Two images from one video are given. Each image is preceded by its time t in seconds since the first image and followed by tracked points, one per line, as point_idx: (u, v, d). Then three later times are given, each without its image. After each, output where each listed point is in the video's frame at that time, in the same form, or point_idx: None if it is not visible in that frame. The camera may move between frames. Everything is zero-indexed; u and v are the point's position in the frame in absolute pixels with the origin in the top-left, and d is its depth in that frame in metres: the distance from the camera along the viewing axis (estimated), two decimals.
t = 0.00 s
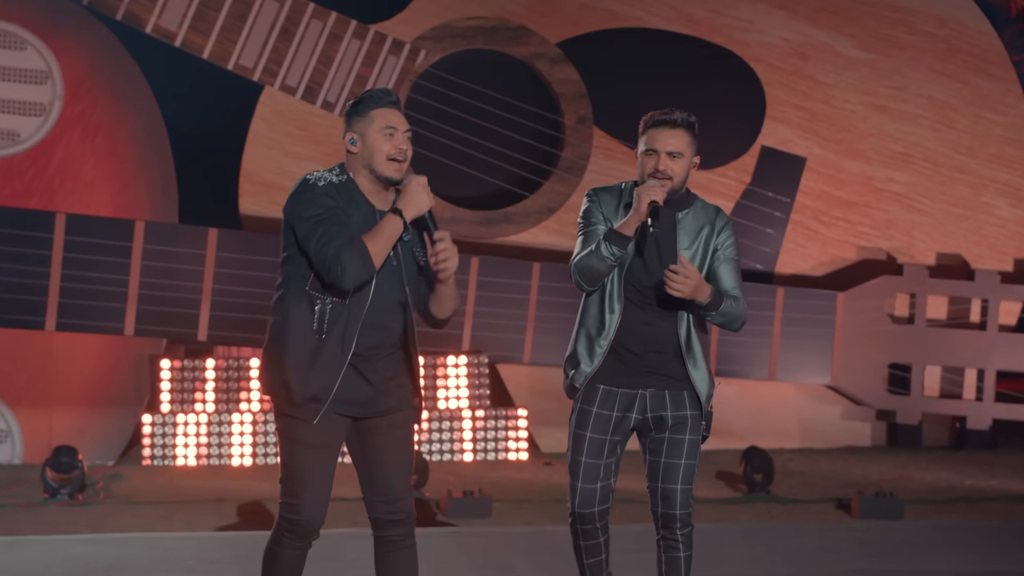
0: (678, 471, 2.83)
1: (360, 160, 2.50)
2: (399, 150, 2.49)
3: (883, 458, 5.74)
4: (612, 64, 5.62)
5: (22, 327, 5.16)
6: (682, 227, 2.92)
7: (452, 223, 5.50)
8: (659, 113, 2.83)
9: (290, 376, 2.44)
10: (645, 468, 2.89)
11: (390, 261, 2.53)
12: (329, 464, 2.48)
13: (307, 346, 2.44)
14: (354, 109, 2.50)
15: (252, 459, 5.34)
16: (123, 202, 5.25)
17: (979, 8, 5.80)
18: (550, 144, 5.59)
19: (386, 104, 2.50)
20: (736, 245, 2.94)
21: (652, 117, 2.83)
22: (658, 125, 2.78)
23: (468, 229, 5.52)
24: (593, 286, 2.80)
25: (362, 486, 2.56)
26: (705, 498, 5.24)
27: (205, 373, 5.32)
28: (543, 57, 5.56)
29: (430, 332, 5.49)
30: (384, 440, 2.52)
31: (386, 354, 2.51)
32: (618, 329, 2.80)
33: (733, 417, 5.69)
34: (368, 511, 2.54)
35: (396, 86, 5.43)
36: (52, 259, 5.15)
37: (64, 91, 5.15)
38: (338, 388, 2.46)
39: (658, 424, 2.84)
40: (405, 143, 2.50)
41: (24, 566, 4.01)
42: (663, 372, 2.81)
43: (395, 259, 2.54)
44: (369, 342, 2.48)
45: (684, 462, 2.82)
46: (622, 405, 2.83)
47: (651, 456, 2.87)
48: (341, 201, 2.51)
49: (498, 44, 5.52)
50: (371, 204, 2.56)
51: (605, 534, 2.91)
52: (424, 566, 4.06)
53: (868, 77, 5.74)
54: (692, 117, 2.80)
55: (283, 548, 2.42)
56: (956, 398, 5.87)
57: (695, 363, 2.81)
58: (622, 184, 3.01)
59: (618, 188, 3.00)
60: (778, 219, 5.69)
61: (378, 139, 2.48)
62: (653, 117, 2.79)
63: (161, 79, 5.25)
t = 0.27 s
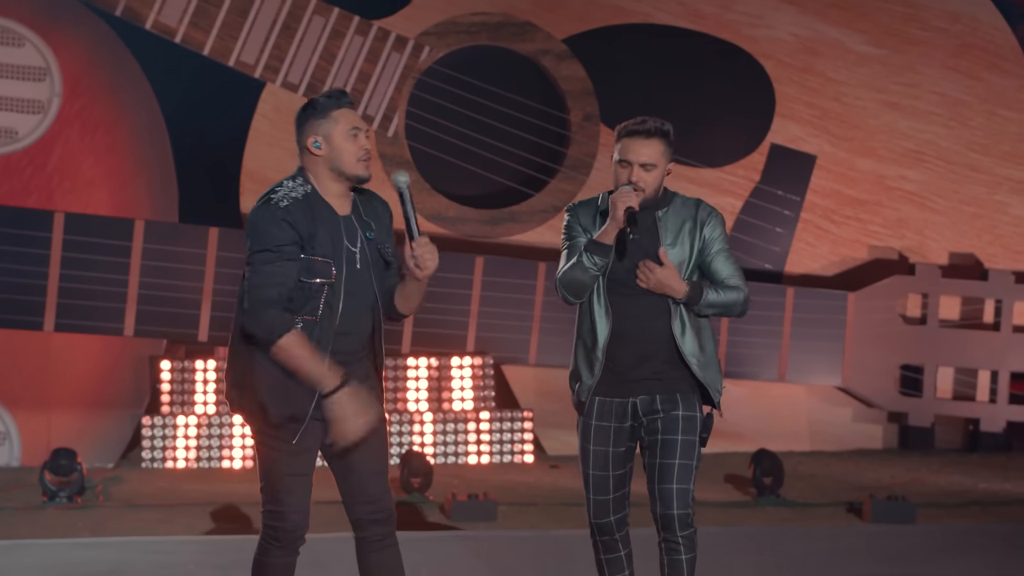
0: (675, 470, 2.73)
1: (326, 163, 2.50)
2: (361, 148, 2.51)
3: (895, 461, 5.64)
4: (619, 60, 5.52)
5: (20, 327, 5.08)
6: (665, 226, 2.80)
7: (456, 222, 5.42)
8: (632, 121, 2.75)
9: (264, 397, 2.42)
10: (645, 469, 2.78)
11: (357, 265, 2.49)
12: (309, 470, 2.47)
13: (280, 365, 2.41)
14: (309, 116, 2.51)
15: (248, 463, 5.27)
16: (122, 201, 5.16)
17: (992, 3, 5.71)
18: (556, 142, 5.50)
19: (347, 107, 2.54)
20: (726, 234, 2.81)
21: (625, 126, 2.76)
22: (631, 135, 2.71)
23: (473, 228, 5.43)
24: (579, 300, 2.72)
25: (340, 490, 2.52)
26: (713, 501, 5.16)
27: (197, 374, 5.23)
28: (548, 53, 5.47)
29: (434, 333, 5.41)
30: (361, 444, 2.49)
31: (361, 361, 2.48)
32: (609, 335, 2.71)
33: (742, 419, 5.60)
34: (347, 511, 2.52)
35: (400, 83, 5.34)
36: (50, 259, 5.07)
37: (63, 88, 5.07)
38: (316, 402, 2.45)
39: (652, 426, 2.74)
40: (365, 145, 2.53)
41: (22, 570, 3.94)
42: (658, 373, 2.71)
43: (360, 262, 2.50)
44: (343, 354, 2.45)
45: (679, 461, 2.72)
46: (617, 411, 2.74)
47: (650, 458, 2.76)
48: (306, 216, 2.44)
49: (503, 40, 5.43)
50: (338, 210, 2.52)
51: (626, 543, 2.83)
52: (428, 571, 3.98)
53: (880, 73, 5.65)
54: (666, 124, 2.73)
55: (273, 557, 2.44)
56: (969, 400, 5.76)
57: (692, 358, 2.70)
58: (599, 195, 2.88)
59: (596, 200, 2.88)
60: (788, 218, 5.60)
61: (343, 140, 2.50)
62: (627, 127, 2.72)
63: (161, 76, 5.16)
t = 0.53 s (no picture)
0: (697, 462, 2.72)
1: (296, 161, 2.52)
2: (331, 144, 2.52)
3: (913, 465, 5.55)
4: (632, 56, 5.43)
5: (24, 327, 5.00)
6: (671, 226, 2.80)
7: (466, 221, 5.33)
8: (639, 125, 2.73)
9: (242, 396, 2.45)
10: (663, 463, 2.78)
11: (335, 255, 2.51)
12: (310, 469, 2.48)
13: (258, 362, 2.44)
14: (279, 112, 2.52)
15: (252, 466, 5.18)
16: (127, 199, 5.07)
17: None
18: (567, 139, 5.41)
19: (313, 102, 2.54)
20: (729, 236, 2.79)
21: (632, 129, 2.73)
22: (638, 139, 2.68)
23: (484, 227, 5.35)
24: (584, 304, 2.73)
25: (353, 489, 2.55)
26: (728, 505, 5.08)
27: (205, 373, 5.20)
28: (560, 49, 5.37)
29: (445, 333, 5.31)
30: (365, 437, 2.51)
31: (346, 355, 2.49)
32: (614, 333, 2.72)
33: (757, 421, 5.51)
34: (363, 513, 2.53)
35: (410, 80, 5.26)
36: (54, 258, 4.99)
37: (67, 85, 4.99)
38: (300, 398, 2.45)
39: (669, 420, 2.75)
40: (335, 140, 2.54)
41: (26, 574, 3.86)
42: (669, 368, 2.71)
43: (338, 253, 2.51)
44: (324, 346, 2.46)
45: (701, 452, 2.72)
46: (630, 408, 2.75)
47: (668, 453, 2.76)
48: (270, 211, 2.48)
49: (514, 36, 5.34)
50: (312, 204, 2.55)
51: (638, 543, 2.82)
52: None
53: (898, 69, 5.54)
54: (673, 126, 2.70)
55: (275, 558, 2.42)
56: (989, 402, 5.64)
57: (694, 357, 2.70)
58: (606, 195, 2.89)
59: (602, 200, 2.89)
60: (805, 217, 5.52)
61: (311, 137, 2.51)
62: (633, 130, 2.69)
63: (166, 72, 5.06)
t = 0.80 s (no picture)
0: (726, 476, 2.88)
1: (309, 152, 2.59)
2: (342, 135, 2.58)
3: (939, 468, 5.47)
4: (652, 53, 5.36)
5: (36, 329, 4.93)
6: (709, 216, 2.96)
7: (484, 220, 5.26)
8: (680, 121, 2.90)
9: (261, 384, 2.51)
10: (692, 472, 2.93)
11: (346, 240, 2.56)
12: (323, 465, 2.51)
13: (274, 347, 2.50)
14: (297, 103, 2.60)
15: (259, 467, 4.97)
16: (141, 199, 5.00)
17: None
18: (587, 137, 5.33)
19: (329, 94, 2.61)
20: (758, 233, 2.95)
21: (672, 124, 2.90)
22: (679, 131, 2.85)
23: (502, 227, 5.27)
24: (613, 289, 2.88)
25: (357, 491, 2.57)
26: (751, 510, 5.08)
27: (204, 378, 4.98)
28: (579, 46, 5.30)
29: (463, 333, 5.24)
30: (373, 431, 2.54)
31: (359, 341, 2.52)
32: (643, 328, 2.85)
33: (779, 423, 5.42)
34: (365, 516, 2.56)
35: (427, 77, 5.18)
36: (67, 258, 4.91)
37: (80, 83, 4.92)
38: (315, 382, 2.49)
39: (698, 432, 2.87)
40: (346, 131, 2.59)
41: None
42: (695, 372, 2.84)
43: (349, 238, 2.57)
44: (335, 333, 2.50)
45: (729, 469, 2.87)
46: (659, 410, 2.87)
47: (697, 461, 2.90)
48: (279, 200, 2.56)
49: (533, 32, 5.27)
50: (324, 191, 2.62)
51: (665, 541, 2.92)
52: None
53: (923, 66, 5.46)
54: (713, 120, 2.87)
55: (289, 554, 2.45)
56: (1016, 404, 5.55)
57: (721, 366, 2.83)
58: (644, 188, 3.08)
59: (641, 191, 3.07)
60: (828, 216, 5.44)
61: (323, 129, 2.57)
62: (674, 124, 2.87)
63: (180, 70, 4.99)
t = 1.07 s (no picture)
0: (758, 485, 2.97)
1: (341, 160, 2.61)
2: (372, 144, 2.59)
3: (954, 472, 5.41)
4: (663, 50, 5.29)
5: (35, 329, 4.82)
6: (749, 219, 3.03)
7: (491, 219, 5.18)
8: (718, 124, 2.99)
9: (289, 377, 2.54)
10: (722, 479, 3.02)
11: (381, 251, 2.60)
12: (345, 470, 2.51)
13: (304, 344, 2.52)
14: (331, 111, 2.62)
15: (257, 471, 4.89)
16: (143, 198, 4.92)
17: None
18: (596, 135, 5.26)
19: (359, 102, 2.60)
20: (796, 240, 3.02)
21: (709, 127, 2.99)
22: (715, 134, 2.94)
23: (509, 226, 5.19)
24: (649, 288, 2.98)
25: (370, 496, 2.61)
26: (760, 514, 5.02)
27: (208, 379, 4.90)
28: (589, 43, 5.22)
29: (471, 333, 5.13)
30: (389, 436, 2.57)
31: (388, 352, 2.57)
32: (677, 331, 2.94)
33: (792, 426, 5.35)
34: (376, 521, 2.60)
35: (433, 74, 5.09)
36: (68, 258, 4.80)
37: (82, 80, 4.83)
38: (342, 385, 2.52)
39: (731, 437, 2.96)
40: (376, 140, 2.60)
41: None
42: (729, 378, 2.93)
43: (385, 249, 2.61)
44: (366, 340, 2.53)
45: (762, 476, 2.96)
46: (689, 412, 2.96)
47: (728, 469, 2.98)
48: (321, 199, 2.58)
49: (541, 29, 5.19)
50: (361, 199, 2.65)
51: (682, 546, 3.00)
52: None
53: (938, 62, 5.41)
54: (750, 123, 2.95)
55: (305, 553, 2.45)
56: None
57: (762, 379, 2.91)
58: (683, 189, 3.16)
59: (679, 193, 3.15)
60: (841, 215, 5.37)
61: (354, 137, 2.59)
62: (711, 127, 2.95)
63: (183, 67, 4.91)
